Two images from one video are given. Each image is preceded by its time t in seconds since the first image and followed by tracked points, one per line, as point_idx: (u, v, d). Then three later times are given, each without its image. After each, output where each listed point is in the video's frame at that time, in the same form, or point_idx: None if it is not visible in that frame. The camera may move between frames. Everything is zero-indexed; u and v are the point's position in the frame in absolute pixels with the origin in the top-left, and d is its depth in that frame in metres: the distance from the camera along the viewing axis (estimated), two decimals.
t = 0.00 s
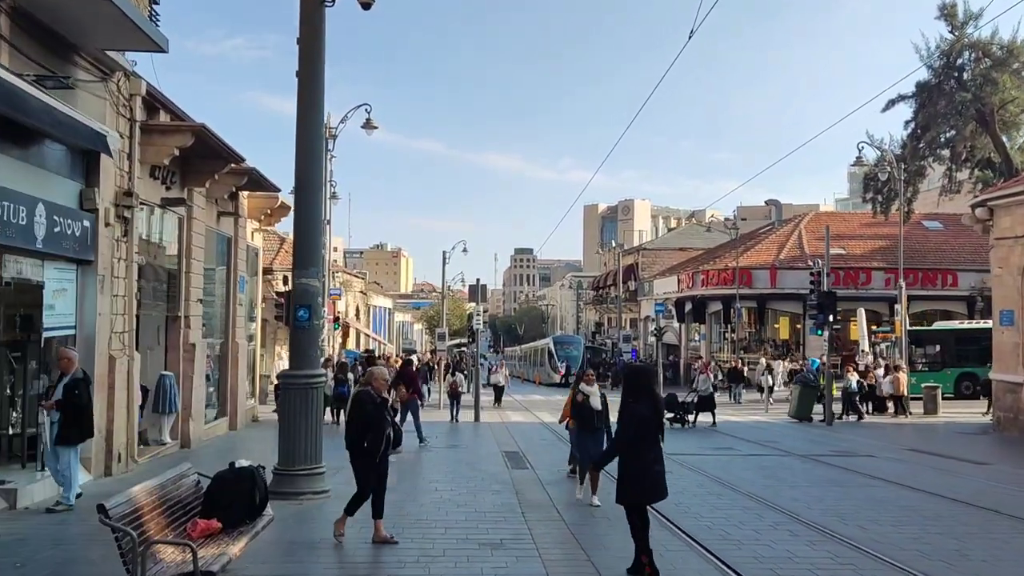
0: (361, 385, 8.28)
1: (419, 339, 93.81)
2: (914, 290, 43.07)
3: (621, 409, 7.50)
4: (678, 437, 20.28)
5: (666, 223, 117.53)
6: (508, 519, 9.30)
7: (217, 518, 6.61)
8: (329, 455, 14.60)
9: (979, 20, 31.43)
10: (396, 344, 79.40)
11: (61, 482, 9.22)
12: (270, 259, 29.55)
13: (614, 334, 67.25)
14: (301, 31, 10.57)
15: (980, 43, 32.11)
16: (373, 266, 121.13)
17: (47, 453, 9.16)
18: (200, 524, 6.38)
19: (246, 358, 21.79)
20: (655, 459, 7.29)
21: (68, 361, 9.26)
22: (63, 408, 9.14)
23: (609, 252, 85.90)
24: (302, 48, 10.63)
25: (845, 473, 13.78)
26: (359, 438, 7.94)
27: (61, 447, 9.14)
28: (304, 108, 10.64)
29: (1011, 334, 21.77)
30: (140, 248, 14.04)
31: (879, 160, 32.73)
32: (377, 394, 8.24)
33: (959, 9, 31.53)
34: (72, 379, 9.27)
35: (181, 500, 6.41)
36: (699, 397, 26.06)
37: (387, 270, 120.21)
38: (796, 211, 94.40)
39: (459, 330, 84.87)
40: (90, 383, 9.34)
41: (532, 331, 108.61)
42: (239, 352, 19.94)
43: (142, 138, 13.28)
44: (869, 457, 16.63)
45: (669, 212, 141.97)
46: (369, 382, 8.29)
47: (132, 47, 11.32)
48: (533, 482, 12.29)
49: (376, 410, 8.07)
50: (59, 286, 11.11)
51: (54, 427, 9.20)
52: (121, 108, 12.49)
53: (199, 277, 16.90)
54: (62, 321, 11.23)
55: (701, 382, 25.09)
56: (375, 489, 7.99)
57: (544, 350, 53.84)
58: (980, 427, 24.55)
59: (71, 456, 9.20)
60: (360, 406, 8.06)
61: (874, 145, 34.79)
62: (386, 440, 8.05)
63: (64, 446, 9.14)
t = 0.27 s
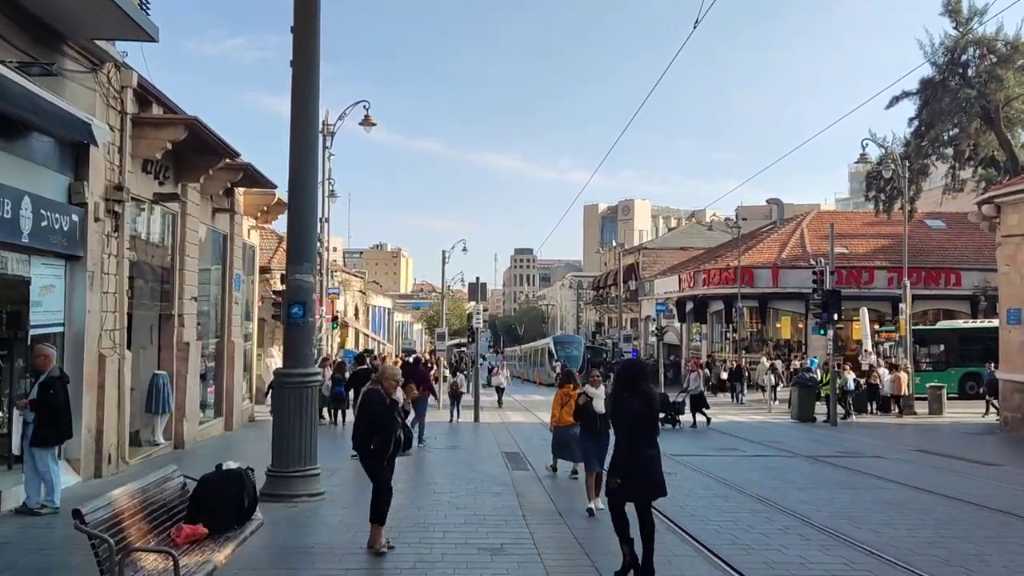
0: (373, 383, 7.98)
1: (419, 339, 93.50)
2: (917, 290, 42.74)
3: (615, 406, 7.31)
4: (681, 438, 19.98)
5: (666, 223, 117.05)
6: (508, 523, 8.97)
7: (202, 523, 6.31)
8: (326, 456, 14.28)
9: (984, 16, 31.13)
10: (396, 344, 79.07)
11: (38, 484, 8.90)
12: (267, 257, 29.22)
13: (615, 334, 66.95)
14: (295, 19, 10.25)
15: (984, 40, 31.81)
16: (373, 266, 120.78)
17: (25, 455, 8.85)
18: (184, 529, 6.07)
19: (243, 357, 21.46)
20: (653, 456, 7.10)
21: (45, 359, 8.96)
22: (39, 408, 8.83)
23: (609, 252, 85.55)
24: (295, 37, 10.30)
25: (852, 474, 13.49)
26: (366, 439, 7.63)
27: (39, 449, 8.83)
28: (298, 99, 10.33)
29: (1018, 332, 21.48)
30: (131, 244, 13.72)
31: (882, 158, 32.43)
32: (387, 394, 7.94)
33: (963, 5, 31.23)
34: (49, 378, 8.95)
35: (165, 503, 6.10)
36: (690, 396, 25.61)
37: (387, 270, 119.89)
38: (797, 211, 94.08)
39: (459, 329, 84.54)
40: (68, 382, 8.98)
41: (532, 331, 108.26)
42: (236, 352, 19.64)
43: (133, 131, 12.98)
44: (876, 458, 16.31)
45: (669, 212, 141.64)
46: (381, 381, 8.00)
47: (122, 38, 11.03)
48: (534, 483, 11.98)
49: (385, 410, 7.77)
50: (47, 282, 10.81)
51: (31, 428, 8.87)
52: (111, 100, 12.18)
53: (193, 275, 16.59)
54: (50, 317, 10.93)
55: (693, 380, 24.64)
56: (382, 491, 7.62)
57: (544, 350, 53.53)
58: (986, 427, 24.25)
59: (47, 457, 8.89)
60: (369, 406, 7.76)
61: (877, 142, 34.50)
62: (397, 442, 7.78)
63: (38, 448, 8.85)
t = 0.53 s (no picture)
0: (388, 389, 7.66)
1: (419, 338, 93.16)
2: (920, 289, 42.45)
3: (608, 409, 7.13)
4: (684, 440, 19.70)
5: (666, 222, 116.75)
6: (511, 530, 8.68)
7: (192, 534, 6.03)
8: (324, 459, 13.99)
9: (989, 13, 30.85)
10: (396, 344, 78.76)
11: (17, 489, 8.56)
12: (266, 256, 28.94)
13: (615, 334, 66.67)
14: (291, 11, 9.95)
15: (990, 37, 31.52)
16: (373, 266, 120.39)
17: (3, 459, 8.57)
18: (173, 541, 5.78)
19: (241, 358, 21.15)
20: (651, 457, 6.93)
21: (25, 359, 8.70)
22: (16, 410, 8.54)
23: (610, 252, 85.25)
24: (292, 29, 10.01)
25: (861, 477, 13.23)
26: (378, 448, 7.33)
27: (17, 452, 8.54)
28: (295, 93, 10.04)
29: None
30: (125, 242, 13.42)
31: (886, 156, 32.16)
32: (401, 402, 7.59)
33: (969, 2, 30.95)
34: (27, 379, 8.64)
35: (151, 513, 5.82)
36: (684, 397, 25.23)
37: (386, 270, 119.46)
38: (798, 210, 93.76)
39: (459, 329, 84.18)
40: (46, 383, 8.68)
41: (532, 331, 107.92)
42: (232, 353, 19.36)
43: (126, 128, 12.69)
44: (883, 461, 16.03)
45: (670, 212, 141.28)
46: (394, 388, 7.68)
47: (115, 31, 10.75)
48: (537, 488, 11.70)
49: (396, 418, 7.45)
50: (37, 281, 10.53)
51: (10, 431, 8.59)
52: (103, 94, 11.87)
53: (189, 274, 16.31)
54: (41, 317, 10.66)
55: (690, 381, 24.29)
56: (397, 503, 7.26)
57: (544, 349, 53.26)
58: (992, 428, 23.98)
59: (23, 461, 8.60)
60: (379, 414, 7.45)
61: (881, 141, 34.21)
62: (411, 451, 7.45)
63: (15, 452, 8.53)
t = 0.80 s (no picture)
0: (403, 384, 7.33)
1: (419, 337, 92.90)
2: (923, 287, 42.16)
3: (602, 407, 6.98)
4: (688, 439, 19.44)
5: (666, 220, 116.46)
6: (514, 532, 8.42)
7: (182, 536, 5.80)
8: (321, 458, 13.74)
9: (994, 8, 30.58)
10: (396, 343, 78.49)
11: None
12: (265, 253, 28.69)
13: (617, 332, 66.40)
14: None
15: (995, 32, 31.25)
16: (373, 264, 120.09)
17: None
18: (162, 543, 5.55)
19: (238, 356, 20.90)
20: (647, 455, 6.81)
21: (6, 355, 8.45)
22: None
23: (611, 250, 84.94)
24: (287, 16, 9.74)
25: (869, 477, 12.97)
26: (394, 449, 7.06)
27: None
28: (291, 83, 9.78)
29: None
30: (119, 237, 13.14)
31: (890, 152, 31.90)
32: (417, 399, 7.26)
33: None
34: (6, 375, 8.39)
35: (137, 515, 5.62)
36: (675, 395, 24.73)
37: (387, 268, 119.15)
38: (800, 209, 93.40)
39: (459, 327, 83.89)
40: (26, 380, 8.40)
41: (533, 329, 107.57)
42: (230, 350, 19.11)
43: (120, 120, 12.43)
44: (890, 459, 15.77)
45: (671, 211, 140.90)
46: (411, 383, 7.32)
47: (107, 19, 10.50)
48: (539, 488, 11.44)
49: (412, 416, 7.13)
50: (28, 276, 10.31)
51: None
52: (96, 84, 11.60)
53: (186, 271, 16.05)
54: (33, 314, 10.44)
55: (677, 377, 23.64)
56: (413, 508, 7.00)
57: (545, 347, 53.02)
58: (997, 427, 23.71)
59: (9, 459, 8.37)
60: (394, 412, 7.13)
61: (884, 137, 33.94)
62: (427, 450, 7.15)
63: None
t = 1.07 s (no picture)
0: (418, 383, 7.03)
1: (420, 335, 92.62)
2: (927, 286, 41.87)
3: (603, 405, 6.69)
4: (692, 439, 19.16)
5: (668, 219, 116.08)
6: (518, 536, 8.16)
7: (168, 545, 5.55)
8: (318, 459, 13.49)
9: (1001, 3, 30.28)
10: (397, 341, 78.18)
11: None
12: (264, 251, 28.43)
13: (618, 331, 66.09)
14: None
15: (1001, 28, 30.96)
16: (374, 263, 119.73)
17: None
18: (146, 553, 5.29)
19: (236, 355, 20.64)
20: (648, 455, 6.56)
21: None
22: None
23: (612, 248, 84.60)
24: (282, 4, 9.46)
25: (878, 478, 12.71)
26: (411, 453, 6.79)
27: None
28: (286, 73, 9.50)
29: None
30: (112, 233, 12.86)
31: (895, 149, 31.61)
32: (433, 400, 6.98)
33: None
34: None
35: (120, 523, 5.36)
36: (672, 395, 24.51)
37: (387, 266, 118.79)
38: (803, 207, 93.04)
39: (461, 325, 83.63)
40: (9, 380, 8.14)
41: (534, 328, 107.24)
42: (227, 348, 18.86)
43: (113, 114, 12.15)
44: (899, 461, 15.48)
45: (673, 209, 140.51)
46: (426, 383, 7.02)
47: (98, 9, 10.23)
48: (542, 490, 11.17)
49: (429, 419, 6.83)
50: (19, 272, 10.07)
51: None
52: (87, 76, 11.30)
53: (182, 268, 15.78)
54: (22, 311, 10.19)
55: (672, 377, 23.25)
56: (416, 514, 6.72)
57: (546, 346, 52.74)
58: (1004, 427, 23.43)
59: None
60: (408, 414, 6.82)
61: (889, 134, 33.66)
62: (444, 453, 6.88)
63: None
